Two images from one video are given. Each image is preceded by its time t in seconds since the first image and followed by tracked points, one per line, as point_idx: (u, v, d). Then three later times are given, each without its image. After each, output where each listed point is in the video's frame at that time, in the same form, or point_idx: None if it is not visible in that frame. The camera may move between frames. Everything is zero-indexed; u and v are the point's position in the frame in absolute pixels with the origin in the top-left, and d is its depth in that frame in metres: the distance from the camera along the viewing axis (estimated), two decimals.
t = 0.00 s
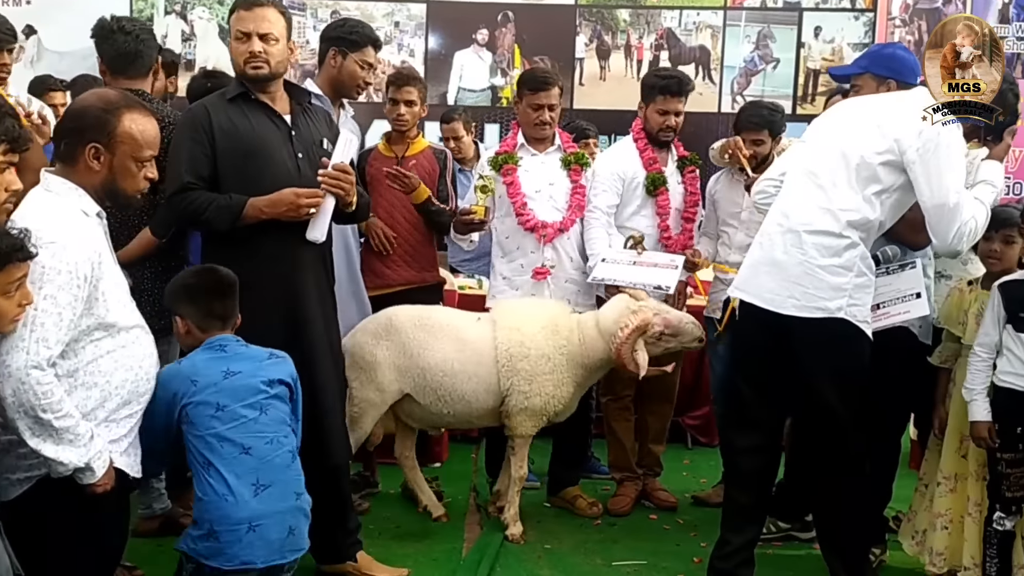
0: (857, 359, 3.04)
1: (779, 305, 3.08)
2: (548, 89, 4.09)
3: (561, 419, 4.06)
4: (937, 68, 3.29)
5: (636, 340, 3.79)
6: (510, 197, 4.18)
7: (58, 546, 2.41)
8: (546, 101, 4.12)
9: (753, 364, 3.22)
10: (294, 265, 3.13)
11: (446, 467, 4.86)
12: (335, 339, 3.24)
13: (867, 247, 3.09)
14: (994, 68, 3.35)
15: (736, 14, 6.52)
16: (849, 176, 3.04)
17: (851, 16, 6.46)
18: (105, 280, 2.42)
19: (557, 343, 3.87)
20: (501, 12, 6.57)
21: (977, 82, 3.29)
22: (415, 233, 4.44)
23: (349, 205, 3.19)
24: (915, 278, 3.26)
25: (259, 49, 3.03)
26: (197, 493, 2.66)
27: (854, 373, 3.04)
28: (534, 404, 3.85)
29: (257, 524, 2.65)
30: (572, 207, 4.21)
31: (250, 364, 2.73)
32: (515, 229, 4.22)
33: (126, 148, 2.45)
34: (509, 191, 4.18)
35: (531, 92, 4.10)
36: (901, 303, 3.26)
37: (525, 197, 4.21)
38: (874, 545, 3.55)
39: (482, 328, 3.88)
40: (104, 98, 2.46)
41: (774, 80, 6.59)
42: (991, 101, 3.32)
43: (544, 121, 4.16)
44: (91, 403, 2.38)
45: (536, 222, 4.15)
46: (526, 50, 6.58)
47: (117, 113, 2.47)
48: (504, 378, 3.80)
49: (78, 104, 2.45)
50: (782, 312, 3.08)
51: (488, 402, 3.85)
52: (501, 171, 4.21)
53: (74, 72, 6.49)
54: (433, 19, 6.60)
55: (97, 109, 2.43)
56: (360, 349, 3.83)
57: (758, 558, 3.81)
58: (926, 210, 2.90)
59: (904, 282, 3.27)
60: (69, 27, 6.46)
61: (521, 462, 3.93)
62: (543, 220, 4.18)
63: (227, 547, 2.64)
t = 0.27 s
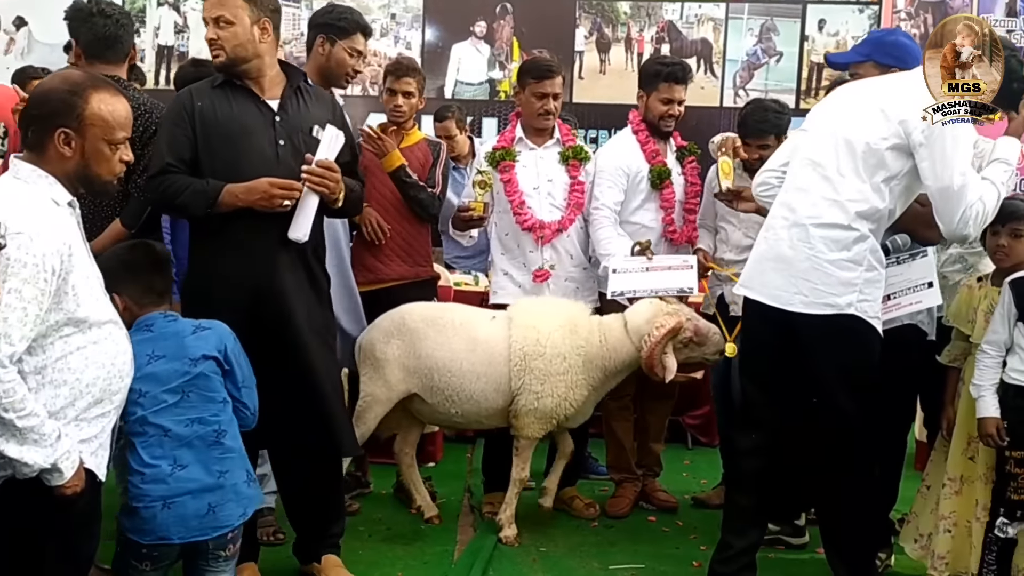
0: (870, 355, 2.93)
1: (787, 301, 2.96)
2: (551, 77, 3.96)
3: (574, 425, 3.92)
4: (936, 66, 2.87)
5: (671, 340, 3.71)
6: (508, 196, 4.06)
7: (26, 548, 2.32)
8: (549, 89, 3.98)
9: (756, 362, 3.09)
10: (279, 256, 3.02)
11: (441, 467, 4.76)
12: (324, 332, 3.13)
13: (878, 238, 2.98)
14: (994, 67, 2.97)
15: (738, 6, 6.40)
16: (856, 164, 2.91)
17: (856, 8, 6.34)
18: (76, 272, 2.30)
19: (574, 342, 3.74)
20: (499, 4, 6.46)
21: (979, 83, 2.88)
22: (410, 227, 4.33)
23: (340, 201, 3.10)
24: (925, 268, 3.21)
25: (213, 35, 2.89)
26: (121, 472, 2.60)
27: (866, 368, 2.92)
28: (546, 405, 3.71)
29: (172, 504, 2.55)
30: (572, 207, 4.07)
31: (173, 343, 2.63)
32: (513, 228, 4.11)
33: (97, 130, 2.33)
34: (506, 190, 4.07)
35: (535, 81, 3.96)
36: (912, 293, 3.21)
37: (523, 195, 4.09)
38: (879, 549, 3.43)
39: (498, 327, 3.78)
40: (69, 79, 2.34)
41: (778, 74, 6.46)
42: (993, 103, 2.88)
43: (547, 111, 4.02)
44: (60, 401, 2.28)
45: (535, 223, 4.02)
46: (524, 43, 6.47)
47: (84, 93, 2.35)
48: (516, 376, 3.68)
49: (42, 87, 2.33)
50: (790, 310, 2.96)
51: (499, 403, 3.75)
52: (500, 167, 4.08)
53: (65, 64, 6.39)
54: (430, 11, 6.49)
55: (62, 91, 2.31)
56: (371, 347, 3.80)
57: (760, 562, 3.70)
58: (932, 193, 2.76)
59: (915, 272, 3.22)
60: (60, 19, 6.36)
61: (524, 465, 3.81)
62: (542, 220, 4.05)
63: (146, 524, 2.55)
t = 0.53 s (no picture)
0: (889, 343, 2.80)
1: (803, 293, 2.85)
2: (550, 56, 3.88)
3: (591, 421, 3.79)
4: (937, 66, 2.66)
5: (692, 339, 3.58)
6: (508, 181, 3.95)
7: None
8: (549, 68, 3.89)
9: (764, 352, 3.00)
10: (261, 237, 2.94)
11: (436, 462, 4.65)
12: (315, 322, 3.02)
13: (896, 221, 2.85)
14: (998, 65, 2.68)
15: None
16: (867, 143, 2.79)
17: None
18: (48, 253, 2.18)
19: (597, 331, 3.66)
20: None
21: (980, 84, 2.61)
22: (405, 215, 4.23)
23: (320, 175, 2.91)
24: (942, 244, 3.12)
25: (208, 13, 2.94)
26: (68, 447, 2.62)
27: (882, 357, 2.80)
28: (563, 395, 3.60)
29: (120, 475, 2.57)
30: (572, 190, 3.98)
31: (120, 318, 2.66)
32: (514, 215, 4.00)
33: (66, 100, 2.23)
34: (507, 175, 3.96)
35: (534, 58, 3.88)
36: (929, 271, 3.12)
37: (524, 180, 3.98)
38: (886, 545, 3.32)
39: (520, 313, 3.69)
40: (38, 49, 2.23)
41: (782, 62, 6.33)
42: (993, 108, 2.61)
43: (548, 90, 3.93)
44: (30, 389, 2.18)
45: (535, 210, 3.91)
46: (523, 31, 6.35)
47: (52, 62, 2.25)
48: (535, 364, 3.59)
49: (9, 56, 2.21)
50: (805, 300, 2.86)
51: (518, 391, 3.65)
52: (500, 151, 3.97)
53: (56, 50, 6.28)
54: None
55: (29, 61, 2.20)
56: (390, 332, 3.74)
57: (764, 560, 3.59)
58: (943, 167, 2.65)
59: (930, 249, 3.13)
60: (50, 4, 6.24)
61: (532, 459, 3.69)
62: (543, 206, 3.94)
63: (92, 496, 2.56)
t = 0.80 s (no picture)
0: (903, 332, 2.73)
1: (817, 280, 2.77)
2: (549, 41, 3.78)
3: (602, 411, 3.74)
4: (937, 66, 2.60)
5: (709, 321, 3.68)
6: (513, 164, 3.85)
7: None
8: (545, 53, 3.80)
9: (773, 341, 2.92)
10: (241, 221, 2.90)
11: (435, 453, 4.58)
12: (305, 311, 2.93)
13: (911, 202, 2.77)
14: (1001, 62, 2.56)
15: None
16: (877, 122, 2.72)
17: None
18: (28, 235, 2.10)
19: (612, 321, 3.59)
20: None
21: (980, 83, 2.54)
22: (402, 201, 4.16)
23: (283, 157, 2.80)
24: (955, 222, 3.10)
25: None
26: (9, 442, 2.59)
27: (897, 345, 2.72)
28: (582, 387, 3.54)
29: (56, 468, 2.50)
30: (577, 173, 3.90)
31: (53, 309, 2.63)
32: (516, 198, 3.92)
33: (49, 74, 2.14)
34: (512, 157, 3.86)
35: (532, 44, 3.79)
36: (943, 249, 3.07)
37: (530, 162, 3.89)
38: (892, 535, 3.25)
39: (532, 304, 3.58)
40: (19, 20, 2.15)
41: (785, 50, 6.24)
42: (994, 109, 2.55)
43: (543, 76, 3.84)
44: (10, 374, 2.09)
45: (542, 192, 3.83)
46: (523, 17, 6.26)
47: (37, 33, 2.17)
48: (553, 356, 3.51)
49: None
50: (820, 288, 2.77)
51: (532, 384, 3.56)
52: (504, 133, 3.87)
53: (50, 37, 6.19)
54: None
55: (11, 31, 2.11)
56: (395, 322, 3.54)
57: (769, 552, 3.51)
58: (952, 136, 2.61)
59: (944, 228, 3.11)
60: None
61: (570, 453, 3.62)
62: (549, 189, 3.87)
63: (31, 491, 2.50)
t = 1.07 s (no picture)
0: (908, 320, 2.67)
1: (819, 267, 2.73)
2: (548, 22, 3.72)
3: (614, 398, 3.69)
4: (937, 66, 2.55)
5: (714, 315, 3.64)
6: (513, 146, 3.80)
7: None
8: (545, 35, 3.74)
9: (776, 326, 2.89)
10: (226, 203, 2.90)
11: (434, 446, 4.54)
12: (290, 296, 2.89)
13: (916, 187, 2.71)
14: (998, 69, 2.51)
15: None
16: (879, 105, 2.67)
17: None
18: (17, 216, 2.05)
19: (627, 309, 3.54)
20: None
21: (980, 84, 2.51)
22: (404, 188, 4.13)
23: (264, 135, 2.77)
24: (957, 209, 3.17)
25: None
26: None
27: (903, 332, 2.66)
28: (597, 375, 3.49)
29: None
30: (578, 159, 3.83)
31: None
32: (515, 181, 3.86)
33: (42, 52, 2.08)
34: (512, 140, 3.81)
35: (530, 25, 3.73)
36: (944, 237, 3.15)
37: (529, 146, 3.84)
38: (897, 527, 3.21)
39: (543, 293, 3.52)
40: None
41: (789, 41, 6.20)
42: (994, 109, 2.53)
43: (542, 58, 3.80)
44: None
45: (543, 175, 3.77)
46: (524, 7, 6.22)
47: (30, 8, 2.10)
48: (567, 345, 3.46)
49: None
50: (822, 273, 2.73)
51: (546, 373, 3.51)
52: (506, 116, 3.81)
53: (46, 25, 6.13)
54: None
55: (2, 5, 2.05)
56: (399, 312, 3.46)
57: (772, 544, 3.47)
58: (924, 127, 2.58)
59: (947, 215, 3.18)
60: None
61: (578, 445, 3.55)
62: (550, 172, 3.81)
63: None
